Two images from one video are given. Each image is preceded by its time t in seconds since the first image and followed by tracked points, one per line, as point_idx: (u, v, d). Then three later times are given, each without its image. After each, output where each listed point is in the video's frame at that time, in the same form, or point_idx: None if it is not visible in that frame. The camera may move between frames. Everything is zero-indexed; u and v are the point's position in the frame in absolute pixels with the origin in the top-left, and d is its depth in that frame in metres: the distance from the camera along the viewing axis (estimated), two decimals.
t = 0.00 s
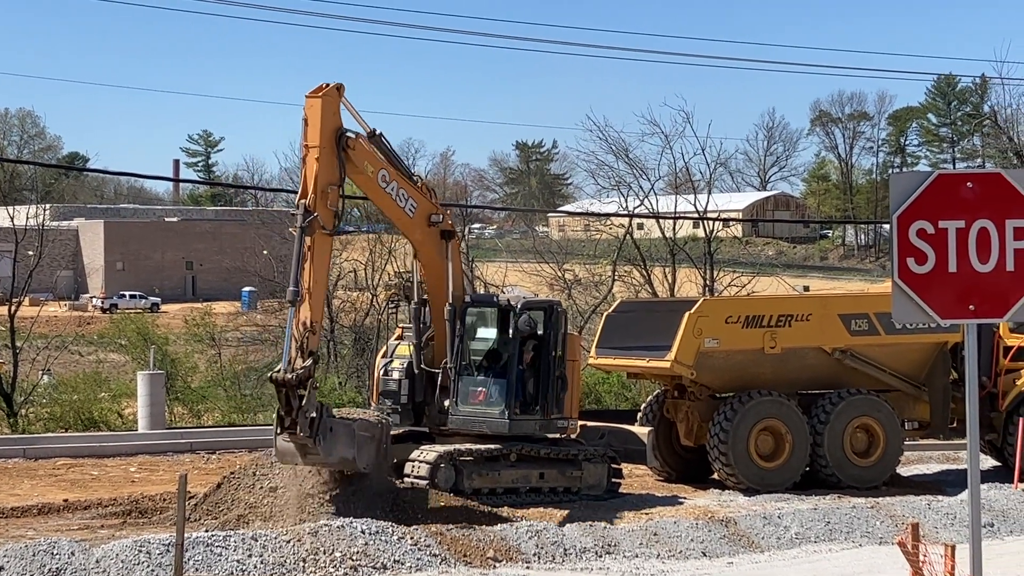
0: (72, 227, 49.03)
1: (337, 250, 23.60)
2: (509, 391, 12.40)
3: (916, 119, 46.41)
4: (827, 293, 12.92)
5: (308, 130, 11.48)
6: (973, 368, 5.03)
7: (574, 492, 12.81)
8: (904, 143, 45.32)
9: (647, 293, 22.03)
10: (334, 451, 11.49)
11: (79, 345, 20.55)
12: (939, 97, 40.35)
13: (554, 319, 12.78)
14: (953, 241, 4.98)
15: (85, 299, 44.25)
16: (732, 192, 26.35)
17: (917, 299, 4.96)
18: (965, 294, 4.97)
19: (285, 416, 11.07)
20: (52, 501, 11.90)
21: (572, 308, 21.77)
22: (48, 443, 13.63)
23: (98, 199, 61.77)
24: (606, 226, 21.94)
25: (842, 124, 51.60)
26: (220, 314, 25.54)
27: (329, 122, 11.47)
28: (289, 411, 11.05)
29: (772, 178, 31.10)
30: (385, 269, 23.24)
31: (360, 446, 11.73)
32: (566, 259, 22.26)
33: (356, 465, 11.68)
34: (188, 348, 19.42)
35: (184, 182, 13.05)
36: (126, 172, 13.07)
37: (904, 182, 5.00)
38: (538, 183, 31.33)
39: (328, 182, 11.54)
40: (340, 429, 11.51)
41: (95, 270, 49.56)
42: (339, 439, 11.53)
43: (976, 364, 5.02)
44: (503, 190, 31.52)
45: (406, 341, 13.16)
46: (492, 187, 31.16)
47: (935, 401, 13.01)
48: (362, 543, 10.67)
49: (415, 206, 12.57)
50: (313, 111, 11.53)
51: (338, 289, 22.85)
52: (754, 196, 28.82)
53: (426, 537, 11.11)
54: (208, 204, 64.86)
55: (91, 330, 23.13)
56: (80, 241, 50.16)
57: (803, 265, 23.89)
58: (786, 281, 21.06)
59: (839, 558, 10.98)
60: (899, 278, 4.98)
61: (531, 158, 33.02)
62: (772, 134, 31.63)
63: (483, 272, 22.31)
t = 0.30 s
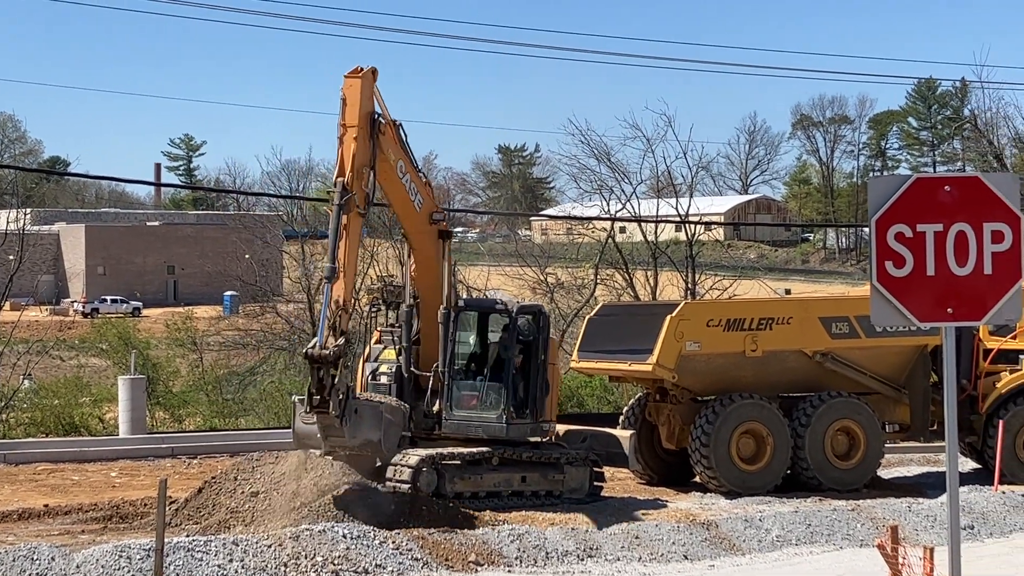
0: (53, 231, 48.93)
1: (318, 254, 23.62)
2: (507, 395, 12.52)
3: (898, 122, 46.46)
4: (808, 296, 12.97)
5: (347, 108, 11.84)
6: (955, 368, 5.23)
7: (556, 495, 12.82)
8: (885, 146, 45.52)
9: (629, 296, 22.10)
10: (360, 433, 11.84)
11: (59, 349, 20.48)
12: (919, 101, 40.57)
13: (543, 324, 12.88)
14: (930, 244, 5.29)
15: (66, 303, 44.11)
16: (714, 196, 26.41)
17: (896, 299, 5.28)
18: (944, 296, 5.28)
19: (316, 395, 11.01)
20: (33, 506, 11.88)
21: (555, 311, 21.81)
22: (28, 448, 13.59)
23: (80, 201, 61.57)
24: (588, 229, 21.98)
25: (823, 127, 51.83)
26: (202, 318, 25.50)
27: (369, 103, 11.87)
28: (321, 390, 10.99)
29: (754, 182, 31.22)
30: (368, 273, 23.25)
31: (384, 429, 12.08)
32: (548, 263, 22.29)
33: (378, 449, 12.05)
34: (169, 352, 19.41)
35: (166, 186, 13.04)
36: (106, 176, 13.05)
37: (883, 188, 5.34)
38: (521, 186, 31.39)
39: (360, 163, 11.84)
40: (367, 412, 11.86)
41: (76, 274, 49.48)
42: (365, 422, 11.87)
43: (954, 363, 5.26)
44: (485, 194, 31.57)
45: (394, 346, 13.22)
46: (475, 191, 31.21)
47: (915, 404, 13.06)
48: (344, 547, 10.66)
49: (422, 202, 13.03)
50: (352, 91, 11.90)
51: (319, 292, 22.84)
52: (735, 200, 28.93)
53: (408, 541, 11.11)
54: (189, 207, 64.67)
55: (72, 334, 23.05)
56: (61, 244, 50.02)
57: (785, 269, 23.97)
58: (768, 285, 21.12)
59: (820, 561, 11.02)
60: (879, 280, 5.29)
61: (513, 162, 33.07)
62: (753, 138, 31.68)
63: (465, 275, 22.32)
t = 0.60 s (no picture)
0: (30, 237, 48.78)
1: (296, 258, 23.86)
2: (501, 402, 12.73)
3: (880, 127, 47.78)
4: (786, 299, 13.01)
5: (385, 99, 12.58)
6: (928, 372, 5.15)
7: (534, 500, 12.82)
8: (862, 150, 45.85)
9: (607, 300, 22.22)
10: (398, 417, 12.03)
11: (37, 354, 20.41)
12: (895, 105, 40.89)
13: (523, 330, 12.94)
14: (904, 248, 5.27)
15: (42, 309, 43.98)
16: (691, 200, 26.51)
17: (871, 304, 5.25)
18: (917, 300, 5.26)
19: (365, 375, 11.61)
20: (7, 513, 11.83)
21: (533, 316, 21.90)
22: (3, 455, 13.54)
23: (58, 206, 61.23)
24: (567, 233, 22.06)
25: (801, 131, 52.14)
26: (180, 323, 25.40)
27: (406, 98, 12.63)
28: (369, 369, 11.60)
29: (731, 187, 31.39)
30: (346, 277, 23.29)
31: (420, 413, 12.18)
32: (527, 267, 22.36)
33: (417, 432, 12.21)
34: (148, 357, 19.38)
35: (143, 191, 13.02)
36: (83, 181, 13.02)
37: (857, 191, 5.32)
38: (500, 191, 31.49)
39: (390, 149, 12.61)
40: (406, 395, 12.05)
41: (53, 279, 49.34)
42: (403, 405, 12.05)
43: (929, 371, 5.21)
44: (464, 198, 31.64)
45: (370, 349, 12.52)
46: (454, 195, 31.28)
47: (892, 407, 13.09)
48: (321, 552, 10.63)
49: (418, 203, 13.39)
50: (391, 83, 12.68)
51: (298, 297, 22.88)
52: (713, 204, 29.09)
53: (386, 546, 11.08)
54: (167, 211, 64.41)
55: (49, 339, 22.95)
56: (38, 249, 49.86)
57: (762, 272, 24.12)
58: (746, 288, 21.17)
59: (798, 564, 11.04)
60: (853, 285, 5.27)
61: (491, 166, 33.17)
62: (731, 142, 31.87)
63: (445, 279, 22.37)
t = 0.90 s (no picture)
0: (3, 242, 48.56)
1: (269, 263, 23.74)
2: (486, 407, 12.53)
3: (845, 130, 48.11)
4: (760, 302, 13.04)
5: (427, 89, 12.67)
6: (901, 371, 5.09)
7: (509, 504, 12.82)
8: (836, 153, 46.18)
9: (582, 303, 22.30)
10: (448, 400, 12.15)
11: (10, 359, 20.29)
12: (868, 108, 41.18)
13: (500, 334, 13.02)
14: (876, 251, 5.21)
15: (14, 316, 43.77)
16: (666, 203, 26.65)
17: (842, 307, 5.19)
18: (887, 303, 5.21)
19: (425, 355, 11.66)
20: None
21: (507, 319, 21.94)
22: None
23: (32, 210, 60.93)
24: (541, 237, 22.12)
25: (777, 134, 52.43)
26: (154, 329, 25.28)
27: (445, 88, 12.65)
28: (430, 348, 11.67)
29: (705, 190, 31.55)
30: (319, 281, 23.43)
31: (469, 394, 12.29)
32: (502, 271, 22.40)
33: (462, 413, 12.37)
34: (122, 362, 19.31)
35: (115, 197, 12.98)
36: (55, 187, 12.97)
37: (828, 194, 5.26)
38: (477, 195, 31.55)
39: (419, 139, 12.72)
40: (455, 377, 12.17)
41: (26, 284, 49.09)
42: (453, 387, 12.17)
43: (901, 373, 5.18)
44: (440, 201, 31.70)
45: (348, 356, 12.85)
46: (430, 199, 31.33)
47: (865, 410, 13.14)
48: (295, 557, 10.59)
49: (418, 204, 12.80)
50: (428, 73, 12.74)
51: (272, 302, 22.94)
52: (687, 207, 29.24)
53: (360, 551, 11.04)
54: (141, 217, 64.09)
55: (23, 345, 22.83)
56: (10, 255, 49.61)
57: (737, 275, 24.25)
58: (720, 291, 21.30)
59: (771, 566, 11.08)
60: (824, 287, 5.20)
61: (467, 169, 33.23)
62: (705, 146, 32.04)
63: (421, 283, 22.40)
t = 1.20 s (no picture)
0: None
1: (244, 266, 24.52)
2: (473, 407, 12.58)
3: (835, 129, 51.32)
4: (734, 304, 13.07)
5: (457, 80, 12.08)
6: (874, 372, 5.09)
7: (484, 507, 12.83)
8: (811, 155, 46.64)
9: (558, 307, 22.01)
10: (497, 384, 11.58)
11: None
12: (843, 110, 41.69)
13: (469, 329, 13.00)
14: (849, 252, 5.18)
15: None
16: (641, 205, 26.90)
17: (814, 308, 5.15)
18: (860, 304, 5.18)
19: (486, 338, 11.29)
20: None
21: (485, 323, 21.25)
22: None
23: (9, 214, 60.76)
24: (518, 240, 22.11)
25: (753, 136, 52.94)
26: (130, 333, 25.27)
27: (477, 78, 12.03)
28: (491, 332, 11.33)
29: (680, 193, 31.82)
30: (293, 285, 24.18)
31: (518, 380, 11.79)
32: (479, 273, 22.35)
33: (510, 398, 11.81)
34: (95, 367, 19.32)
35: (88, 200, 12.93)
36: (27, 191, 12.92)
37: (801, 196, 5.21)
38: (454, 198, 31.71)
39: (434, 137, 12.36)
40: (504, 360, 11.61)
41: None
42: (501, 371, 11.59)
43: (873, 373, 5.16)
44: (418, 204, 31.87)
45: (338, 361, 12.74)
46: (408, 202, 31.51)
47: (840, 411, 13.19)
48: (269, 561, 10.55)
49: (413, 210, 12.78)
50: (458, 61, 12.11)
51: (246, 306, 23.39)
52: (662, 210, 29.50)
53: (335, 555, 10.99)
54: (117, 220, 63.88)
55: None
56: None
57: (712, 278, 24.46)
58: (696, 293, 21.47)
59: (746, 568, 11.09)
60: (797, 289, 5.16)
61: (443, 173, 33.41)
62: (680, 148, 32.29)
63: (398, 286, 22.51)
